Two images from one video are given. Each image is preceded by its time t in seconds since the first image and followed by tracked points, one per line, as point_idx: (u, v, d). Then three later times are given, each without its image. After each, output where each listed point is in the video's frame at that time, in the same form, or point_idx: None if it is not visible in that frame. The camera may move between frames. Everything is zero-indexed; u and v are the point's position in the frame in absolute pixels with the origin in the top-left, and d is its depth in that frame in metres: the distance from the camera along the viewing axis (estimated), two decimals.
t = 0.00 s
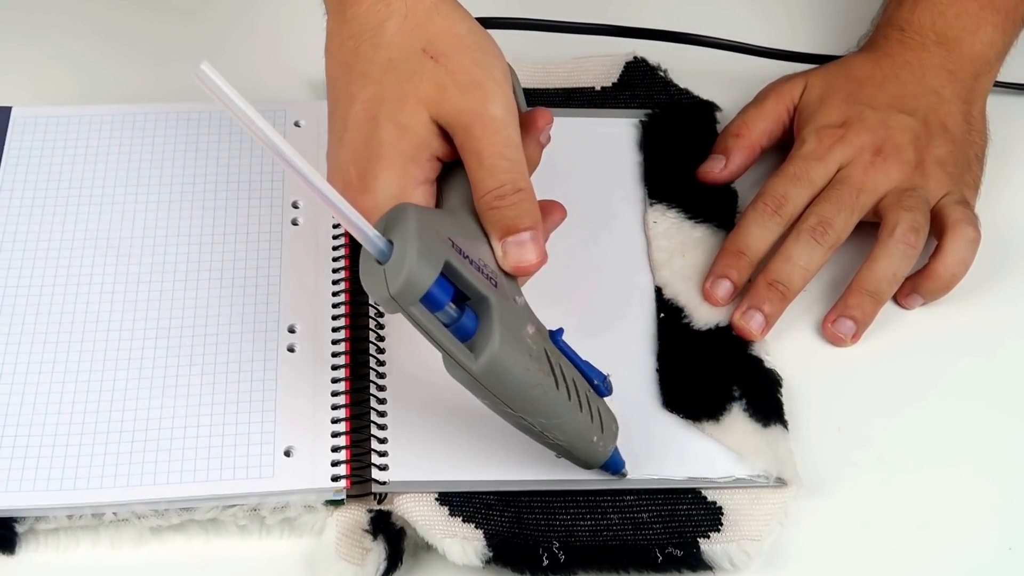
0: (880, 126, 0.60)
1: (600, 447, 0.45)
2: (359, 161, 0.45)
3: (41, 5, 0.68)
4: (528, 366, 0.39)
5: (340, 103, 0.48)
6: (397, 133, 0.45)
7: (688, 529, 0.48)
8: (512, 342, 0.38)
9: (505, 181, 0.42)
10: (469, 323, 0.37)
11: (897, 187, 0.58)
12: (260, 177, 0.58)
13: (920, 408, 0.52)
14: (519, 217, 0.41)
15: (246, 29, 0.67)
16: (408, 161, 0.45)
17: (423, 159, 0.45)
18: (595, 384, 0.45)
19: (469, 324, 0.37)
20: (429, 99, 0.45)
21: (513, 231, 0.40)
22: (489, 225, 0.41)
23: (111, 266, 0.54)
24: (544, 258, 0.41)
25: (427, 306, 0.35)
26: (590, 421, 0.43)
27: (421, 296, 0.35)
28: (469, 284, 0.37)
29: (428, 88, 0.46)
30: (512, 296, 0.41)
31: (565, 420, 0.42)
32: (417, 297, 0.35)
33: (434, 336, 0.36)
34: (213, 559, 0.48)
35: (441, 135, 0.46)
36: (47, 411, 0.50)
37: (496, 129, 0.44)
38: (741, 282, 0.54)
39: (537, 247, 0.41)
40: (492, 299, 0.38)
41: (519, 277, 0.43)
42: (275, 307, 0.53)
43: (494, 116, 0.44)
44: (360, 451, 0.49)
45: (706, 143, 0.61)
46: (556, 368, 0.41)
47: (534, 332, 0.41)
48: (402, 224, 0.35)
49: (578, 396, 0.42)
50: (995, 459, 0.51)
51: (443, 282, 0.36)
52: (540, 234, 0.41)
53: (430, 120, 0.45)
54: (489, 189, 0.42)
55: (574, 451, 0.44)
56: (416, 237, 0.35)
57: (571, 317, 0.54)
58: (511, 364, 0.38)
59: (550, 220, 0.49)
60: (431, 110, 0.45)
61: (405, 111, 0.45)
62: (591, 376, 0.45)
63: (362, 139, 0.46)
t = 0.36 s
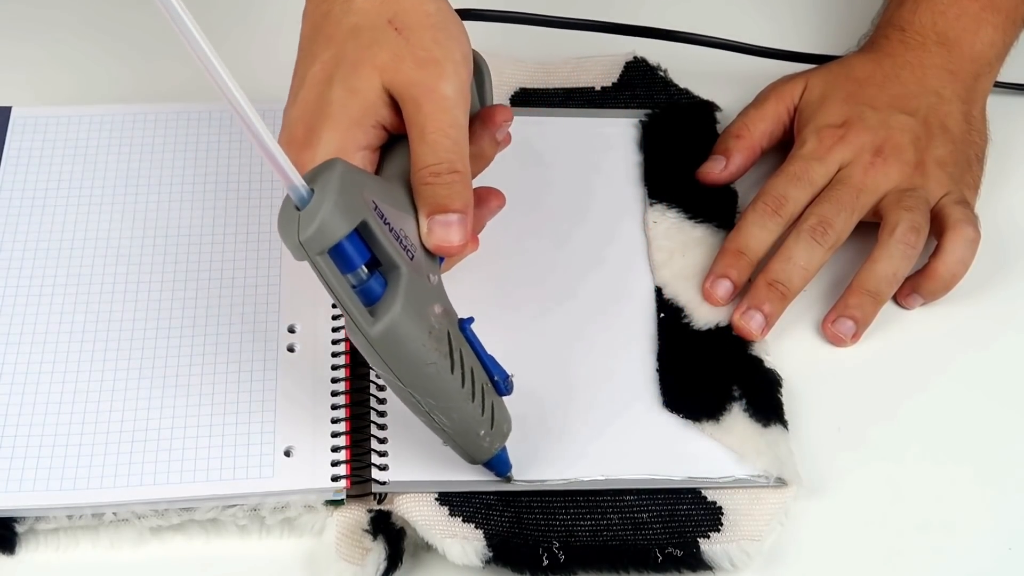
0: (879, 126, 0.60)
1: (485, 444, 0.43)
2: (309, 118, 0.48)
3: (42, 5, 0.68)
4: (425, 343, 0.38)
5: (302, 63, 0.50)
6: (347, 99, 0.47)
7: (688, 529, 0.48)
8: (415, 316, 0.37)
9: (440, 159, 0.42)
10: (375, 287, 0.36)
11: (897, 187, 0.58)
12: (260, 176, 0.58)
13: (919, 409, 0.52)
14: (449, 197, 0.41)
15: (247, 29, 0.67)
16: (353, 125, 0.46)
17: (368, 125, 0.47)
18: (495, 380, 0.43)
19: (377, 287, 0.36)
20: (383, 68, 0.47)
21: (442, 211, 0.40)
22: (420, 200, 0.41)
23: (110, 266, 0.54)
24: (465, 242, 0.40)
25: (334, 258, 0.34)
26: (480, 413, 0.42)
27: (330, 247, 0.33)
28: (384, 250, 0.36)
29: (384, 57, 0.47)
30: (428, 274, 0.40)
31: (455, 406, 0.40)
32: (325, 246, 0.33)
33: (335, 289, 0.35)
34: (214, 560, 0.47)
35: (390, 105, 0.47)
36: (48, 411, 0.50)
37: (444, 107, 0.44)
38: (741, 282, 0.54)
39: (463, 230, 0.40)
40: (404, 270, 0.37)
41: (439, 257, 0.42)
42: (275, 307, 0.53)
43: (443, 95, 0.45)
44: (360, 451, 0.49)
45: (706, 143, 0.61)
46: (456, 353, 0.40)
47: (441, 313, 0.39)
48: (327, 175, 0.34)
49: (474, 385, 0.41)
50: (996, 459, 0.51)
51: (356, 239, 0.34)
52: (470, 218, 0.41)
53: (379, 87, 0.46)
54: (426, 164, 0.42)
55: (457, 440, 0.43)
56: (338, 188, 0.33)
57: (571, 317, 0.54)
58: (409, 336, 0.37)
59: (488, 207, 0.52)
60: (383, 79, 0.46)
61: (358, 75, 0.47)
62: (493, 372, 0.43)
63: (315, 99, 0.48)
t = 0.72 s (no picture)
0: (879, 125, 0.60)
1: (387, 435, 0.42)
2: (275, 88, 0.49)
3: (43, 5, 0.68)
4: (339, 323, 0.36)
5: (281, 34, 0.52)
6: (315, 74, 0.48)
7: (688, 529, 0.48)
8: (335, 296, 0.36)
9: (386, 144, 0.42)
10: (300, 261, 0.35)
11: (897, 188, 0.58)
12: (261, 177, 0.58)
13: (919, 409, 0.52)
14: (391, 184, 0.40)
15: (248, 29, 0.67)
16: (313, 98, 0.48)
17: (328, 102, 0.48)
18: (407, 375, 0.42)
19: (300, 257, 0.35)
20: (353, 47, 0.48)
21: (383, 197, 0.40)
22: (364, 181, 0.40)
23: (111, 266, 0.54)
24: (402, 232, 0.40)
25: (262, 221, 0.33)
26: (384, 404, 0.41)
27: (259, 208, 0.32)
28: (314, 223, 0.35)
29: (355, 37, 0.48)
30: (355, 256, 0.38)
31: (360, 392, 0.39)
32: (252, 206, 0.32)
33: (253, 249, 0.33)
34: (213, 560, 0.47)
35: (353, 86, 0.48)
36: (48, 410, 0.50)
37: (404, 96, 0.44)
38: (740, 283, 0.54)
39: (401, 220, 0.40)
40: (331, 248, 0.36)
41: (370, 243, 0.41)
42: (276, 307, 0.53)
43: (404, 85, 0.45)
44: (360, 451, 0.49)
45: (707, 143, 0.61)
46: (369, 341, 0.39)
47: (362, 299, 0.38)
48: (271, 139, 0.33)
49: (382, 374, 0.40)
50: (995, 459, 0.51)
51: (288, 208, 0.33)
52: (410, 210, 0.41)
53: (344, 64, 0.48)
54: (374, 149, 0.42)
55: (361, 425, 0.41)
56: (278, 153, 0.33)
57: (572, 317, 0.54)
58: (325, 312, 0.35)
59: (437, 197, 0.54)
60: (349, 60, 0.47)
61: (327, 51, 0.48)
62: (407, 366, 0.42)
63: (284, 68, 0.50)
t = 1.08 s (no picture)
0: (880, 125, 0.60)
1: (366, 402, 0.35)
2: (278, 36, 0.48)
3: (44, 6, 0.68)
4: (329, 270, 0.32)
5: None
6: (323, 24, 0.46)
7: (688, 529, 0.48)
8: (327, 240, 0.32)
9: (388, 98, 0.39)
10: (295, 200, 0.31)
11: (897, 188, 0.58)
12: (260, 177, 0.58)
13: (919, 410, 0.52)
14: (391, 135, 0.38)
15: (248, 29, 0.67)
16: (315, 46, 0.46)
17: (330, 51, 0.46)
18: (390, 341, 0.38)
19: (292, 198, 0.31)
20: None
21: (382, 146, 0.37)
22: (362, 130, 0.38)
23: (111, 266, 0.54)
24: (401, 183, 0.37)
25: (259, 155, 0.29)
26: (367, 360, 0.35)
27: (256, 139, 0.29)
28: (308, 159, 0.31)
29: None
30: (350, 208, 0.35)
31: (338, 349, 0.33)
32: (251, 134, 0.29)
33: (245, 186, 0.29)
34: (213, 559, 0.47)
35: (360, 40, 0.46)
36: (47, 410, 0.50)
37: (411, 53, 0.42)
38: (740, 282, 0.54)
39: (398, 170, 0.37)
40: (326, 186, 0.32)
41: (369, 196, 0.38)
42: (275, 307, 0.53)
43: (410, 41, 0.42)
44: (360, 450, 0.49)
45: (707, 143, 0.61)
46: (359, 299, 0.35)
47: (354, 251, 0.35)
48: (274, 75, 0.30)
49: (367, 334, 0.35)
50: (996, 459, 0.51)
51: (286, 139, 0.30)
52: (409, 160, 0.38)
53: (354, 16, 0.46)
54: (377, 99, 0.39)
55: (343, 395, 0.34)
56: (281, 86, 0.30)
57: (571, 317, 0.54)
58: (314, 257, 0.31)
59: (437, 194, 0.54)
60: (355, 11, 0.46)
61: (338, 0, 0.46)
62: (391, 330, 0.37)
63: (289, 18, 0.49)
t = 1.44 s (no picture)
0: (881, 126, 0.60)
1: (638, 219, 0.39)
2: None
3: (44, 6, 0.68)
4: (597, 108, 0.36)
5: None
6: None
7: (688, 529, 0.48)
8: (586, 75, 0.35)
9: None
10: (545, 46, 0.35)
11: (897, 188, 0.58)
12: (261, 176, 0.58)
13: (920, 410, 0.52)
14: None
15: (249, 29, 0.67)
16: None
17: None
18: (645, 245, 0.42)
19: (547, 41, 0.34)
20: None
21: None
22: None
23: (111, 266, 0.54)
24: (633, 23, 0.38)
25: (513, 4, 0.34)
26: (636, 179, 0.38)
27: None
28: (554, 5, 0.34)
29: None
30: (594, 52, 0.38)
31: (617, 166, 0.37)
32: None
33: (508, 28, 0.34)
34: (214, 559, 0.48)
35: None
36: (47, 410, 0.50)
37: None
38: (740, 282, 0.54)
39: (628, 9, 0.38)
40: (576, 37, 0.35)
41: (602, 38, 0.40)
42: (275, 307, 0.53)
43: None
44: (360, 451, 0.49)
45: (708, 143, 0.61)
46: (625, 134, 0.38)
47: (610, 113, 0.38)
48: None
49: (634, 155, 0.39)
50: (996, 459, 0.51)
51: None
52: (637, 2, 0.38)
53: None
54: None
55: (615, 212, 0.39)
56: None
57: (572, 317, 0.54)
58: (575, 89, 0.35)
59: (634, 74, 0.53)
60: None
61: None
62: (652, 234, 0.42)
63: None
